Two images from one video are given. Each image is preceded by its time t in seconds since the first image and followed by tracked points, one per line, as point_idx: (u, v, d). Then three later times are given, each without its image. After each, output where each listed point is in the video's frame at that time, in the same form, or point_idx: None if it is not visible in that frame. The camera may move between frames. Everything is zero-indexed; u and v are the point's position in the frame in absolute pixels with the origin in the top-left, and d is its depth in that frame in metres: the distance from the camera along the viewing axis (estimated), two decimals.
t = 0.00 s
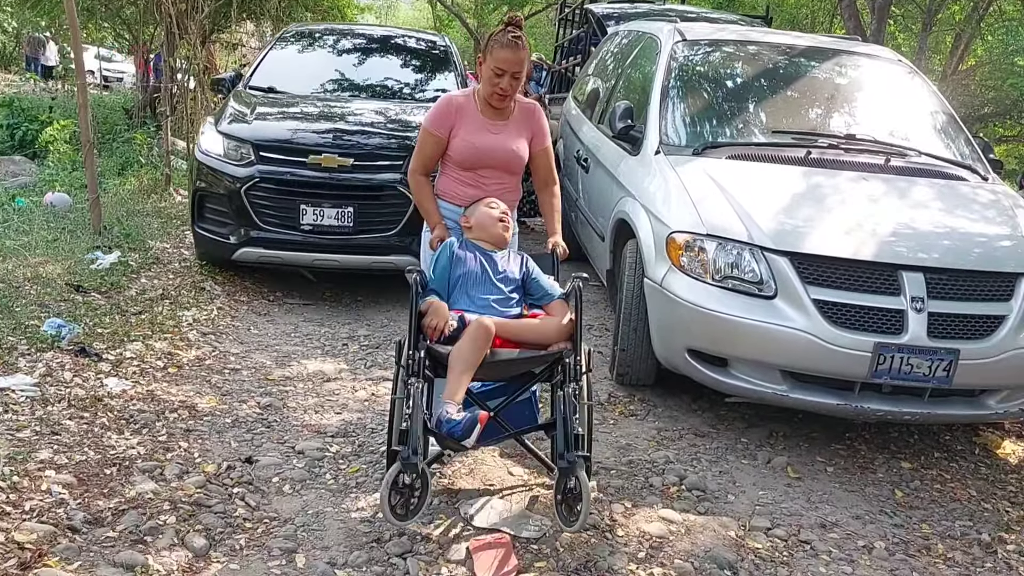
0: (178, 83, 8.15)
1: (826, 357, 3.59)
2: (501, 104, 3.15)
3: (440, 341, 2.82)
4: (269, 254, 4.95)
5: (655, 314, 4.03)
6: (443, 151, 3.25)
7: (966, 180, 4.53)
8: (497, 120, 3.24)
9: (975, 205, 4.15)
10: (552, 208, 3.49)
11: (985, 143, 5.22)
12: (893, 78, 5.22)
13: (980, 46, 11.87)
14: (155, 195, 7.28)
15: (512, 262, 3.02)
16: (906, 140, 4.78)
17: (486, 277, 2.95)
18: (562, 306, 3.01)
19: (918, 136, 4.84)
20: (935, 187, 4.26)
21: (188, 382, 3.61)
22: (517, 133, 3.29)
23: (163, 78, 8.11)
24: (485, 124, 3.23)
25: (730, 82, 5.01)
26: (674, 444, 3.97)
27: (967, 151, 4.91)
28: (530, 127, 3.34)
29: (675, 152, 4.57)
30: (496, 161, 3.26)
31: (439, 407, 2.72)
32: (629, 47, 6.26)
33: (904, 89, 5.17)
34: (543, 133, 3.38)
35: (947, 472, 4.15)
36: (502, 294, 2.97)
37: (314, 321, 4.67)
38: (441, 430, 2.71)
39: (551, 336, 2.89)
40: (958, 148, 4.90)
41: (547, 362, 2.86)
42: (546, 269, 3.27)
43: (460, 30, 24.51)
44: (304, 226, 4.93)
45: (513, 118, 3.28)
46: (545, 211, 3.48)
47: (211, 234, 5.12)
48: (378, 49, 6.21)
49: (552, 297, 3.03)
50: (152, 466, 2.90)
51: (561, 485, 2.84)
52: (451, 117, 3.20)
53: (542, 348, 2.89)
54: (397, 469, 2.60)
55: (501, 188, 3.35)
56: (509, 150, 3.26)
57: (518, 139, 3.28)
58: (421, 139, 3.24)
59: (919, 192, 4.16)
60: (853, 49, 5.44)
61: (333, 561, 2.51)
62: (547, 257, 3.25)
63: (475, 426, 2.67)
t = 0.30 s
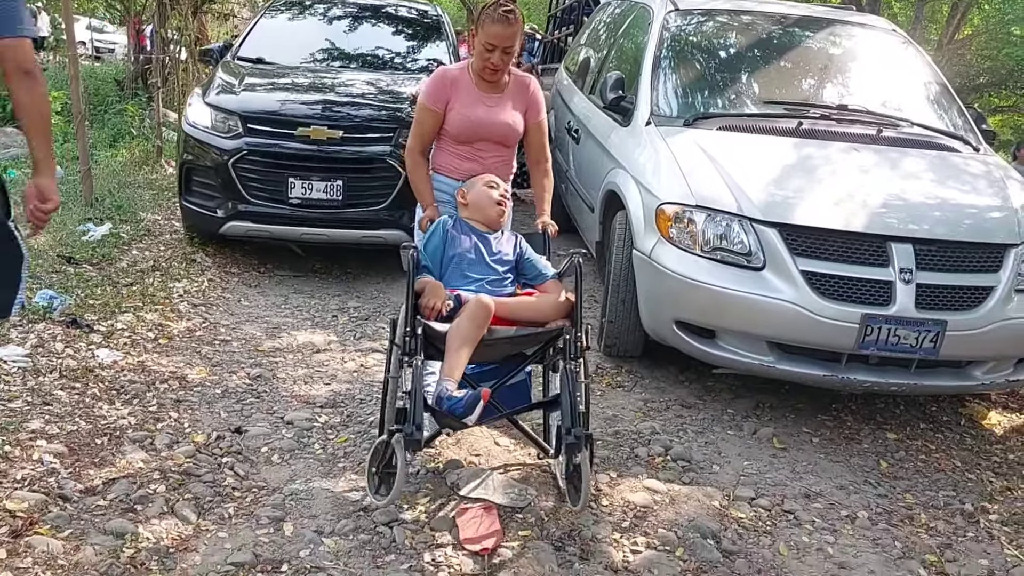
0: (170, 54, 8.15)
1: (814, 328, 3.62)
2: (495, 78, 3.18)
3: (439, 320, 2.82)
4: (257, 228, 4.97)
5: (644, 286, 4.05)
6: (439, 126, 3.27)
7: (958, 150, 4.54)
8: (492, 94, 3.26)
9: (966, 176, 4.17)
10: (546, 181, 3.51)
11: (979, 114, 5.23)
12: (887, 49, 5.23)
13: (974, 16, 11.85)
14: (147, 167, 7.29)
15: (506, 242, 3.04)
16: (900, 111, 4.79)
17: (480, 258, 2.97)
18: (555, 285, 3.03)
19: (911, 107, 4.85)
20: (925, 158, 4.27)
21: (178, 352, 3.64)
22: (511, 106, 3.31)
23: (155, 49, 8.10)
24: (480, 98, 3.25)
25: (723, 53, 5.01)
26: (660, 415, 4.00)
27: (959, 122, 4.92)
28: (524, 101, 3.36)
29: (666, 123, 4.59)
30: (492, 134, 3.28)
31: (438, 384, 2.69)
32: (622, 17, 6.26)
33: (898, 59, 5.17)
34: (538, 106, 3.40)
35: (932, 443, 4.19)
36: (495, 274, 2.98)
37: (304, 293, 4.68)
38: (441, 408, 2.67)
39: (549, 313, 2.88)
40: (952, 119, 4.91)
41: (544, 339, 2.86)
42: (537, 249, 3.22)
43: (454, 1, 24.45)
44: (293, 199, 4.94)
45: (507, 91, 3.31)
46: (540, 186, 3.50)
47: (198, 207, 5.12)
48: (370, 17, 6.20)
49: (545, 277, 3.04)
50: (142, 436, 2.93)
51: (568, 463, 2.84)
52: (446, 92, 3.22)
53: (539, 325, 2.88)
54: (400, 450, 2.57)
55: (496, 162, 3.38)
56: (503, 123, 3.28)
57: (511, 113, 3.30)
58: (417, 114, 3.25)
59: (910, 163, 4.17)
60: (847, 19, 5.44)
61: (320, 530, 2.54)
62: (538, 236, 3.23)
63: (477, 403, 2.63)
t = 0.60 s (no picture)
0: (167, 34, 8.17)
1: (802, 308, 3.65)
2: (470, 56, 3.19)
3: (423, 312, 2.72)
4: (246, 210, 4.98)
5: (634, 267, 4.08)
6: (416, 111, 3.25)
7: (949, 131, 4.56)
8: (466, 76, 3.27)
9: (957, 156, 4.19)
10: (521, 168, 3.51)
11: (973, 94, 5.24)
12: (881, 29, 5.23)
13: None
14: (144, 148, 7.31)
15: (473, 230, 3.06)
16: (892, 92, 4.80)
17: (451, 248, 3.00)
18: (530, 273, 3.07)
19: (904, 88, 4.86)
20: (915, 138, 4.29)
21: (171, 333, 3.68)
22: (486, 88, 3.32)
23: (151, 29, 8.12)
24: (455, 80, 3.25)
25: (719, 33, 5.02)
26: (651, 394, 4.01)
27: (952, 103, 4.93)
28: (498, 83, 3.37)
29: (656, 104, 4.62)
30: (468, 117, 3.28)
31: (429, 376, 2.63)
32: None
33: (892, 40, 5.18)
34: (511, 88, 3.41)
35: (920, 420, 4.18)
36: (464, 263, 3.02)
37: (297, 274, 4.71)
38: (438, 400, 2.68)
39: (533, 300, 2.85)
40: (945, 100, 4.91)
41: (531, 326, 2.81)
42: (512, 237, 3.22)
43: None
44: (282, 181, 4.95)
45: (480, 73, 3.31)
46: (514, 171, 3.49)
47: (186, 189, 5.13)
48: None
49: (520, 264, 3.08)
50: (133, 415, 2.97)
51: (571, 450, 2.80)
52: (422, 74, 3.21)
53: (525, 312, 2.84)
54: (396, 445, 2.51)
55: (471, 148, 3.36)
56: (478, 105, 3.28)
57: (485, 96, 3.31)
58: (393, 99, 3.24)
59: (901, 144, 4.19)
60: None
61: (308, 507, 2.58)
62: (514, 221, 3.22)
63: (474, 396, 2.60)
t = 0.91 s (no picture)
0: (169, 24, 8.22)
1: (787, 298, 3.70)
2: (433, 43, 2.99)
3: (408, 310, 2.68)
4: (238, 207, 4.87)
5: (625, 257, 4.12)
6: (383, 108, 3.10)
7: (939, 122, 4.58)
8: (434, 66, 3.08)
9: (946, 149, 4.21)
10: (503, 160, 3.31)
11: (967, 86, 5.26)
12: (875, 22, 5.26)
13: None
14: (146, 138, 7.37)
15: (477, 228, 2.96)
16: (884, 83, 4.82)
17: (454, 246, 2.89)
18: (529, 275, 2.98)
19: (897, 79, 4.88)
20: (905, 130, 4.32)
21: (166, 321, 3.73)
22: (456, 79, 3.12)
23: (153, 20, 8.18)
24: (422, 72, 3.07)
25: (720, 26, 5.05)
26: (644, 382, 4.02)
27: (946, 94, 4.95)
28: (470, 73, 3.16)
29: (645, 95, 4.67)
30: (438, 112, 3.09)
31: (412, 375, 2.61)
32: None
33: (886, 32, 5.20)
34: (488, 79, 3.19)
35: (911, 410, 4.14)
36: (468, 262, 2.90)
37: (296, 263, 4.75)
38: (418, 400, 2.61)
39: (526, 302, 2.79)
40: (938, 91, 4.93)
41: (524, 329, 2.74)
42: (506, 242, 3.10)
43: None
44: (275, 177, 4.84)
45: (450, 63, 3.11)
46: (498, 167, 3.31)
47: (179, 183, 5.04)
48: None
49: (518, 264, 2.97)
50: (122, 401, 3.02)
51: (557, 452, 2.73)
52: (385, 68, 3.05)
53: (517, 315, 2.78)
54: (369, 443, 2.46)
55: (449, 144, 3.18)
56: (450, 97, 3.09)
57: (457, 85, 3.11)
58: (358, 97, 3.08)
59: (889, 137, 4.22)
60: None
61: (293, 491, 2.63)
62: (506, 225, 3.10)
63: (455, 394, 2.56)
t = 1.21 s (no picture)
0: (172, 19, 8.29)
1: (773, 295, 3.75)
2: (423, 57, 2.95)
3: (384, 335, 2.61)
4: (230, 211, 4.71)
5: (615, 254, 4.17)
6: (371, 119, 3.07)
7: (929, 121, 4.62)
8: (425, 79, 3.04)
9: (933, 148, 4.25)
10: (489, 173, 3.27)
11: (960, 85, 5.30)
12: (870, 21, 5.29)
13: None
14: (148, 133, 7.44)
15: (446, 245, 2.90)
16: (876, 82, 4.86)
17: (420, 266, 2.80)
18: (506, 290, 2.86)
19: (889, 78, 4.91)
20: (893, 129, 4.37)
21: (161, 315, 3.79)
22: (448, 92, 3.08)
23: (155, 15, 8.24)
24: (412, 87, 3.04)
25: (719, 25, 5.08)
26: (635, 377, 4.07)
27: (938, 94, 4.98)
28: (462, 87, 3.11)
29: (635, 94, 4.72)
30: (425, 127, 3.07)
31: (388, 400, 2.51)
32: None
33: (879, 31, 5.24)
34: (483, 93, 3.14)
35: (900, 406, 4.18)
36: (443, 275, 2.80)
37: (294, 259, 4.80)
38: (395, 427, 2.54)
39: (502, 321, 2.68)
40: (930, 91, 4.96)
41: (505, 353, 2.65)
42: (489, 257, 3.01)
43: None
44: (268, 178, 4.67)
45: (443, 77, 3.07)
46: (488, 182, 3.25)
47: (170, 185, 4.86)
48: None
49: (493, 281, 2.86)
50: (115, 394, 3.08)
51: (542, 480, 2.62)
52: (375, 81, 3.03)
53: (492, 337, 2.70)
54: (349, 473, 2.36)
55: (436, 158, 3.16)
56: (437, 114, 3.07)
57: (447, 102, 3.08)
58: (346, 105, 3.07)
59: (877, 136, 4.26)
60: None
61: (282, 483, 2.68)
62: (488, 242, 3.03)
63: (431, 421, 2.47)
